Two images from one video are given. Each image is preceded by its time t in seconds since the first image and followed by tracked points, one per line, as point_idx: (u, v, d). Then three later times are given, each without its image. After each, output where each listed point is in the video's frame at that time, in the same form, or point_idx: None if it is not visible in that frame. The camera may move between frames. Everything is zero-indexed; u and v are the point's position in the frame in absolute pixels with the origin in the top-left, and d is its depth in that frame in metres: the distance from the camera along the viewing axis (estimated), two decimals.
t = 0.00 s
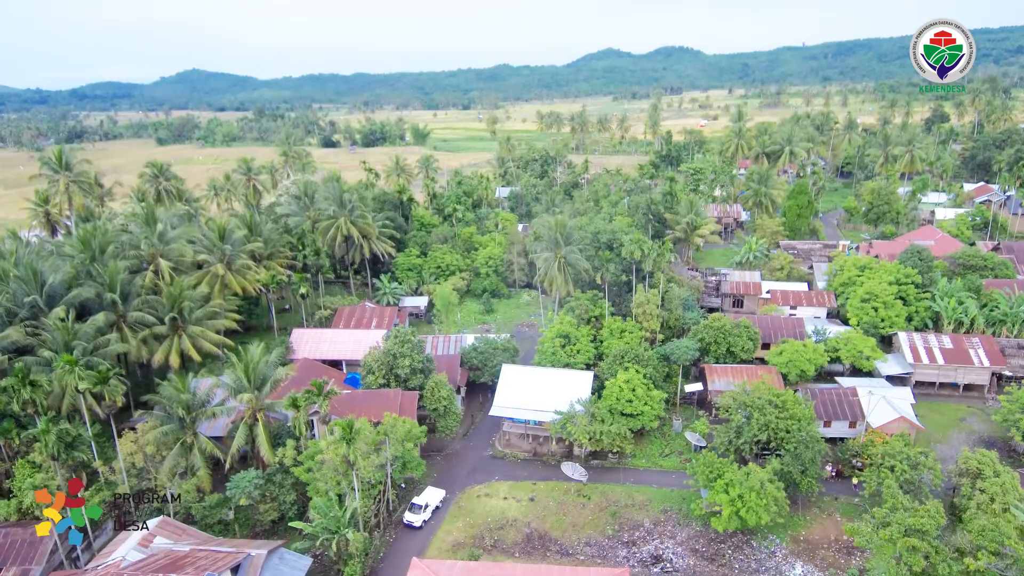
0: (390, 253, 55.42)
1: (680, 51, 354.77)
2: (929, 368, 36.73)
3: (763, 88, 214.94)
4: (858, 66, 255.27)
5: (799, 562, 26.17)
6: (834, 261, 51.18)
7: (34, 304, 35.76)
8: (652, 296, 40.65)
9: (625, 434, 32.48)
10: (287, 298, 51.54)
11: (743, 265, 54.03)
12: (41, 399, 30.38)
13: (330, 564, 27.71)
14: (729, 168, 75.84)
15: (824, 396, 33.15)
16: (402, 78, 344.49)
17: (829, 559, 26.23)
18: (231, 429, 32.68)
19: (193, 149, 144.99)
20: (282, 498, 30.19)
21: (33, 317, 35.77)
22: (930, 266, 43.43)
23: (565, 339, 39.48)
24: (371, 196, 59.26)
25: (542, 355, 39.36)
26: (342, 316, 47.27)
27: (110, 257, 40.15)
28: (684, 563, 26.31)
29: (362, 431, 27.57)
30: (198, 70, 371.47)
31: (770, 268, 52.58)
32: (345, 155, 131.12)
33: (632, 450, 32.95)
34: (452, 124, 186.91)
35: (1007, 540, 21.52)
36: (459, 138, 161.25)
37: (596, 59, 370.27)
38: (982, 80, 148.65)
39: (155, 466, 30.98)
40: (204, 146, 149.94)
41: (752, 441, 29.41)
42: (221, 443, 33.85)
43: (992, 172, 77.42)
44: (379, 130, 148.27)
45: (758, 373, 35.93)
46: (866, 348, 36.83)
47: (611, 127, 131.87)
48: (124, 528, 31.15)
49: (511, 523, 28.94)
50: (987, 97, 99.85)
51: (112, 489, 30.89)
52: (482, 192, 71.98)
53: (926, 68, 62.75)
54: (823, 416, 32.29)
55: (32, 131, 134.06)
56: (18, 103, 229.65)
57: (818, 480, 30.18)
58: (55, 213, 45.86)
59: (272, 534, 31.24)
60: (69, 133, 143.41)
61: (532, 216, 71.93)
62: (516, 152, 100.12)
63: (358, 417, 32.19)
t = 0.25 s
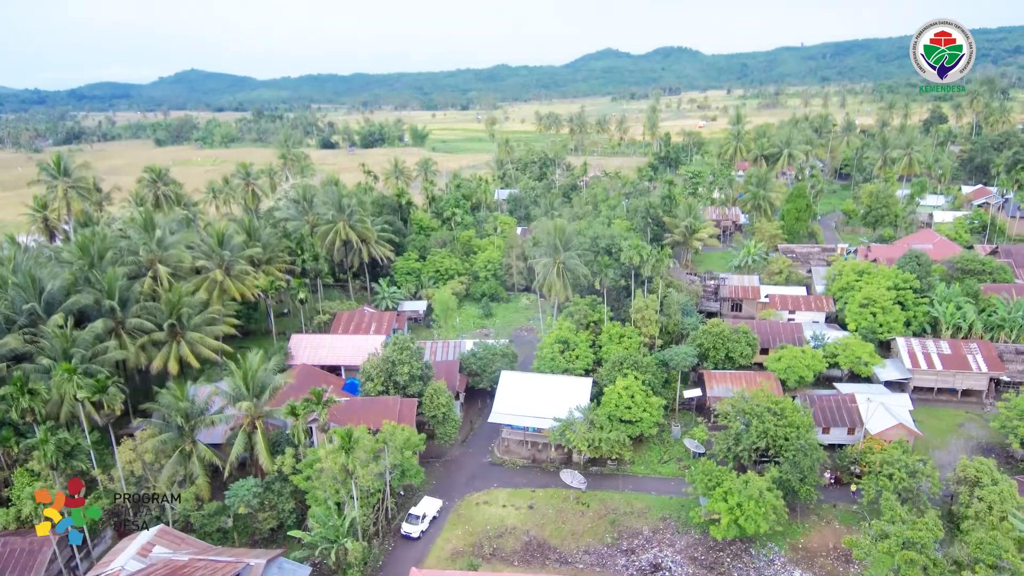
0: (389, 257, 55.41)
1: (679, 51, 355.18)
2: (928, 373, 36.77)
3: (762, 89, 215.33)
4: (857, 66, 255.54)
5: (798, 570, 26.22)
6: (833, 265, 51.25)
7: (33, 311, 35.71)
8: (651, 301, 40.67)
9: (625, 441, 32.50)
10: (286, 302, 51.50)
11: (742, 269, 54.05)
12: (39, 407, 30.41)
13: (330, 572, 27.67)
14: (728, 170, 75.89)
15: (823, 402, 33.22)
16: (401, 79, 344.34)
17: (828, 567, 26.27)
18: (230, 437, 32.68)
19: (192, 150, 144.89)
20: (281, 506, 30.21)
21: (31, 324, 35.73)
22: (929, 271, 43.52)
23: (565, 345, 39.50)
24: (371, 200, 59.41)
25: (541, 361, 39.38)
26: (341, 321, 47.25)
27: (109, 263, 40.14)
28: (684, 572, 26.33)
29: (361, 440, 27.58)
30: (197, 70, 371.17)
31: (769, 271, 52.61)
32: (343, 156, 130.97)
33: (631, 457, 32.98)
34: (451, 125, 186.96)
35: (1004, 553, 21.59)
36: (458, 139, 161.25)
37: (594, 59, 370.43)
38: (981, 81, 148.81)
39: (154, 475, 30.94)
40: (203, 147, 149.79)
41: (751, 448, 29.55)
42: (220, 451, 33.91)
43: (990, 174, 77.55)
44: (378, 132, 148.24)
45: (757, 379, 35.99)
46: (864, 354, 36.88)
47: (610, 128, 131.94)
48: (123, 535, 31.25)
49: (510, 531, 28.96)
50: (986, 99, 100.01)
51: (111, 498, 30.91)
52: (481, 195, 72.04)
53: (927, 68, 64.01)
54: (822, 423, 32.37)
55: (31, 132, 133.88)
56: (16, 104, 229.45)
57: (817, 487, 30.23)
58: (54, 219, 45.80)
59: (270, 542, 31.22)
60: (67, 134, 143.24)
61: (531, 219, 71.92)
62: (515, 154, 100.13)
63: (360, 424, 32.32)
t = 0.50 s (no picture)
0: (384, 262, 55.32)
1: (673, 51, 355.96)
2: (921, 378, 36.96)
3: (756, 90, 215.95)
4: (850, 66, 256.51)
5: None
6: (826, 269, 51.46)
7: (25, 320, 35.43)
8: (646, 307, 40.72)
9: (620, 448, 32.53)
10: (280, 308, 51.35)
11: (736, 272, 54.17)
12: (33, 418, 30.23)
13: None
14: (722, 172, 76.10)
15: (816, 409, 33.35)
16: (395, 79, 343.75)
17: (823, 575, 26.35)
18: (225, 446, 32.60)
19: (185, 152, 144.26)
20: (276, 516, 30.12)
21: (24, 333, 35.44)
22: (922, 276, 43.78)
23: (560, 351, 39.53)
24: (365, 205, 59.54)
25: (536, 367, 39.38)
26: (335, 327, 47.12)
27: (102, 271, 39.92)
28: None
29: (357, 451, 27.54)
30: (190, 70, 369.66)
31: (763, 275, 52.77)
32: (337, 158, 130.66)
33: (626, 464, 33.04)
34: (445, 126, 186.84)
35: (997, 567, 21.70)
36: (453, 140, 161.12)
37: (588, 60, 370.75)
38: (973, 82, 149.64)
39: (148, 485, 30.82)
40: (196, 148, 149.12)
41: (745, 455, 29.70)
42: (214, 460, 33.84)
43: (982, 176, 78.05)
44: (372, 133, 147.90)
45: (751, 385, 36.11)
46: (858, 359, 37.05)
47: (604, 130, 132.10)
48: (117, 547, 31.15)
49: (506, 540, 28.98)
50: (978, 102, 100.69)
51: (105, 509, 30.73)
52: (475, 199, 72.04)
53: (927, 68, 65.08)
54: (816, 429, 32.51)
55: (22, 133, 132.86)
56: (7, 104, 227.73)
57: (811, 493, 30.35)
58: (47, 226, 45.54)
59: (265, 552, 31.12)
60: (59, 135, 142.28)
61: (525, 223, 71.90)
62: (510, 156, 100.08)
63: (355, 433, 32.32)
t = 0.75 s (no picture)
0: (376, 266, 55.17)
1: (664, 52, 357.04)
2: (910, 382, 37.26)
3: (746, 90, 216.83)
4: (840, 67, 258.22)
5: None
6: (816, 272, 51.78)
7: (13, 329, 35.07)
8: (638, 311, 40.82)
9: (613, 454, 32.60)
10: (272, 313, 51.11)
11: (727, 275, 54.38)
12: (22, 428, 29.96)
13: None
14: (712, 174, 76.41)
15: (807, 413, 33.61)
16: (386, 79, 342.76)
17: None
18: (216, 455, 32.38)
19: (175, 153, 143.23)
20: (267, 526, 29.96)
21: (12, 342, 35.08)
22: (911, 279, 44.15)
23: (552, 356, 39.56)
24: (356, 209, 59.64)
25: (529, 372, 39.37)
26: (327, 332, 46.93)
27: (91, 278, 39.58)
28: None
29: (349, 460, 27.44)
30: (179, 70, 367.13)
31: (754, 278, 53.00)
32: (328, 160, 130.12)
33: (619, 470, 33.11)
34: (437, 127, 186.54)
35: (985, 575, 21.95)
36: (444, 141, 160.90)
37: (579, 60, 371.15)
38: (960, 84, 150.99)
39: (139, 495, 30.60)
40: (185, 149, 148.03)
41: (737, 460, 29.90)
42: (206, 469, 33.70)
43: (970, 178, 78.72)
44: (363, 134, 147.37)
45: (743, 390, 36.29)
46: (848, 363, 37.33)
47: (595, 131, 132.33)
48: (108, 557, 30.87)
49: (499, 548, 28.97)
50: (965, 103, 101.58)
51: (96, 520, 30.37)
52: (467, 202, 71.99)
53: (927, 68, 65.86)
54: (807, 433, 32.75)
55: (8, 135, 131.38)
56: None
57: (802, 498, 30.55)
58: (35, 232, 45.10)
59: (257, 562, 30.93)
60: (46, 136, 140.85)
61: (517, 226, 71.86)
62: (501, 158, 100.00)
63: (348, 441, 32.22)
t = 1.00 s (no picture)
0: (368, 271, 55.01)
1: (655, 52, 358.00)
2: (901, 386, 37.55)
3: (737, 91, 217.64)
4: (830, 67, 259.69)
5: None
6: (807, 275, 52.08)
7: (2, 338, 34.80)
8: (630, 316, 40.91)
9: (606, 461, 32.66)
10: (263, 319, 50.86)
11: (719, 279, 54.57)
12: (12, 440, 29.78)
13: None
14: (704, 177, 76.68)
15: (799, 419, 33.85)
16: (378, 79, 341.83)
17: None
18: (207, 464, 32.19)
19: (164, 155, 142.28)
20: (260, 536, 29.75)
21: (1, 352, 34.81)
22: (900, 283, 44.47)
23: (545, 361, 39.58)
24: (348, 213, 59.51)
25: (522, 378, 39.36)
26: (319, 338, 46.74)
27: (81, 285, 39.27)
28: None
29: (341, 470, 27.36)
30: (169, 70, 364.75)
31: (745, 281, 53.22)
32: (320, 161, 129.59)
33: (612, 476, 33.16)
34: (428, 128, 186.24)
35: None
36: (436, 142, 160.63)
37: (571, 60, 371.53)
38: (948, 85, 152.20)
39: (131, 507, 30.45)
40: (175, 151, 147.00)
41: (730, 467, 30.12)
42: (197, 479, 33.56)
43: (959, 179, 79.32)
44: (355, 135, 146.81)
45: (735, 395, 36.47)
46: (839, 367, 37.57)
47: (587, 132, 132.50)
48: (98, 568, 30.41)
49: (492, 556, 28.97)
50: (954, 105, 102.43)
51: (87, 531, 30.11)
52: (459, 205, 71.90)
53: (927, 68, 66.54)
54: (799, 439, 32.97)
55: None
56: None
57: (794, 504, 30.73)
58: (24, 239, 44.73)
59: (249, 572, 30.76)
60: (34, 138, 139.53)
61: (510, 229, 71.82)
62: (494, 160, 99.95)
63: (340, 450, 32.14)
